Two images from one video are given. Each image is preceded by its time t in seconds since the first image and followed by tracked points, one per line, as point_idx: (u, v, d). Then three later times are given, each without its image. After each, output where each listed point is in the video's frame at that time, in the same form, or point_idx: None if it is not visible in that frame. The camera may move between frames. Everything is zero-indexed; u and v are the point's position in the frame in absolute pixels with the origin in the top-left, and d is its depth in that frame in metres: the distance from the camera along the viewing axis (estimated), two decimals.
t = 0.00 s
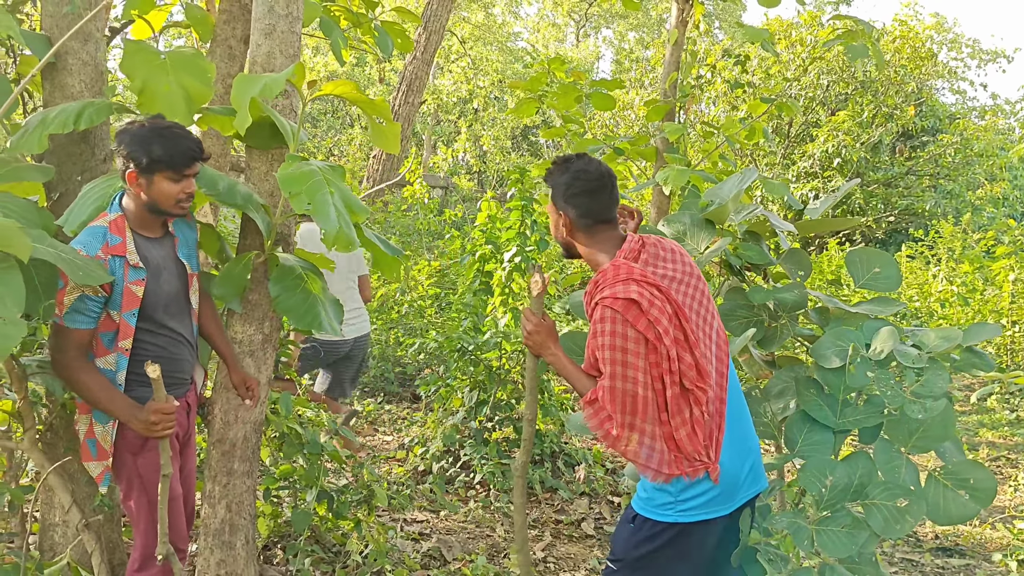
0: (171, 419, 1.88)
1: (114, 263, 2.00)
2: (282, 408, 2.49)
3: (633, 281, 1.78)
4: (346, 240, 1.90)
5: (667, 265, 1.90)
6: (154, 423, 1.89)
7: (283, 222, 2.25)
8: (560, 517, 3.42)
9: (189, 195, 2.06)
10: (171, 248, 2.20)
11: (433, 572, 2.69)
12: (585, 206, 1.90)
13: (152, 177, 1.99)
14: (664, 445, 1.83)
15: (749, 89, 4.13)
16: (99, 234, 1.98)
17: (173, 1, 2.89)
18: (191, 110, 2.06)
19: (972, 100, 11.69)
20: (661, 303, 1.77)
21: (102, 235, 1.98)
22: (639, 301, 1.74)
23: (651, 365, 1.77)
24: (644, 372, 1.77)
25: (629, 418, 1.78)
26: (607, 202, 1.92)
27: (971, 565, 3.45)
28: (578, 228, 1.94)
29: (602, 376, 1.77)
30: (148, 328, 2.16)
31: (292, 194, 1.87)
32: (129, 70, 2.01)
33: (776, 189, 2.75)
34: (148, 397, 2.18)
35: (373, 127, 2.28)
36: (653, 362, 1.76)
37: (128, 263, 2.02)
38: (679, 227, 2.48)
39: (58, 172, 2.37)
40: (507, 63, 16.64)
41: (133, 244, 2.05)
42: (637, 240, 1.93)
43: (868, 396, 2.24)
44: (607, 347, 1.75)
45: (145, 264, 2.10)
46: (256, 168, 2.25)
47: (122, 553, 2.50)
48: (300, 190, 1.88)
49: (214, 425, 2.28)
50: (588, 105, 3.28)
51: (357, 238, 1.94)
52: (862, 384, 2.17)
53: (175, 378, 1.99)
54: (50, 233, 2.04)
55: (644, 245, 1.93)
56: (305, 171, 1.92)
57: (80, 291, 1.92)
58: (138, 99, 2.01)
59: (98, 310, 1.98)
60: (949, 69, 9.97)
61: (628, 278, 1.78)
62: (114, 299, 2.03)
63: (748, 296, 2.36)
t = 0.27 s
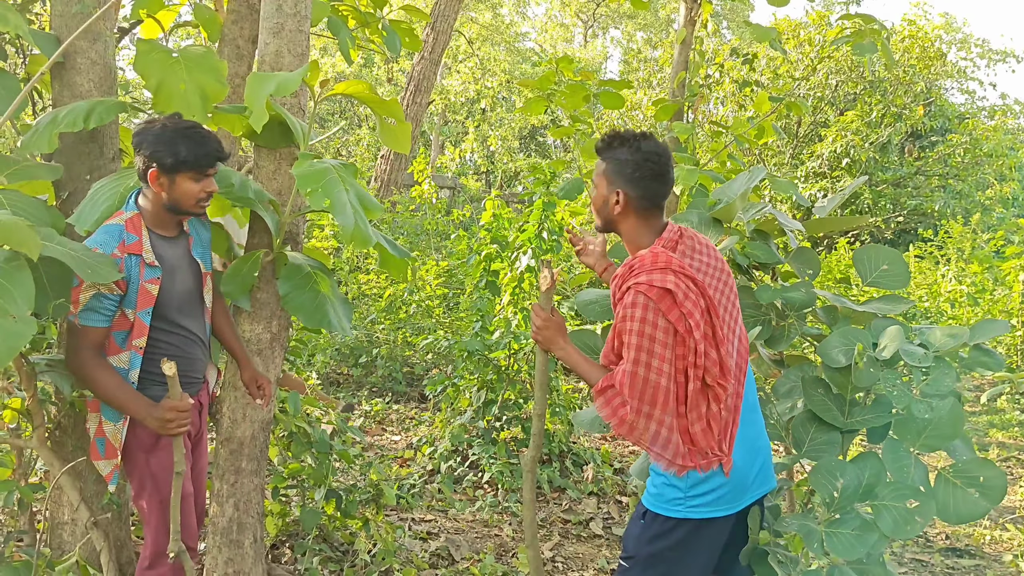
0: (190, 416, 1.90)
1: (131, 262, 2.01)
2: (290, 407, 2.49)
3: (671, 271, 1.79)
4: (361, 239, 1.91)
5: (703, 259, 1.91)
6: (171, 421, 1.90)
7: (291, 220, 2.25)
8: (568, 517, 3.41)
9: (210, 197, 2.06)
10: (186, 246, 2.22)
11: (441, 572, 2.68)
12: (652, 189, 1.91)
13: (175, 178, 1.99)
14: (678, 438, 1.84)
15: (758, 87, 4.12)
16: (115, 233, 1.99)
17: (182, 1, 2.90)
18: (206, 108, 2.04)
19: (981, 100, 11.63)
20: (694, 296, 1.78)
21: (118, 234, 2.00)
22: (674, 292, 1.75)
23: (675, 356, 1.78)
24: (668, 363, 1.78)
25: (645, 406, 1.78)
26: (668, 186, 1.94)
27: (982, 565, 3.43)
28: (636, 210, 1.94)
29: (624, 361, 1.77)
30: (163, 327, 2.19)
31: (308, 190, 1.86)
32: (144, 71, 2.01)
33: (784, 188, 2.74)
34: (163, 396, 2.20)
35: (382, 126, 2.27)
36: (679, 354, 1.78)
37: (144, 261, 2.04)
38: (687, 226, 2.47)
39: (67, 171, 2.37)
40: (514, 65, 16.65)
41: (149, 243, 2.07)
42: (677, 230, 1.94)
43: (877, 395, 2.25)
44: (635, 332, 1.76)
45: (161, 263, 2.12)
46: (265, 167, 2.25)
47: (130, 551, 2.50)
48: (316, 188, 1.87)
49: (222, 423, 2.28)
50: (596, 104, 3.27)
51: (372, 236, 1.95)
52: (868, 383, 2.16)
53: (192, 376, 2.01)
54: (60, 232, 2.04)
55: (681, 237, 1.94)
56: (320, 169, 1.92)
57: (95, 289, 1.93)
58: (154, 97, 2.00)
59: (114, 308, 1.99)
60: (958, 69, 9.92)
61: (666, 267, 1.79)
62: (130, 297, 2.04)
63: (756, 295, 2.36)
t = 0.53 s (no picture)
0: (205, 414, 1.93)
1: (143, 257, 2.02)
2: (295, 405, 2.49)
3: (728, 265, 1.81)
4: (372, 235, 1.95)
5: (748, 258, 1.94)
6: (184, 418, 1.91)
7: (296, 218, 2.25)
8: (573, 515, 3.41)
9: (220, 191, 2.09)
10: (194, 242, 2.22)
11: (446, 569, 2.68)
12: (715, 174, 1.96)
13: (187, 172, 2.01)
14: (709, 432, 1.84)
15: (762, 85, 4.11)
16: (127, 229, 1.99)
17: None
18: (208, 106, 2.03)
19: (986, 98, 11.59)
20: (747, 292, 1.81)
21: (130, 230, 2.00)
22: (731, 285, 1.78)
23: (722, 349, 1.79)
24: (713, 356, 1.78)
25: (684, 396, 1.77)
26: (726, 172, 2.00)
27: (987, 564, 3.42)
28: (697, 195, 1.97)
29: (671, 348, 1.74)
30: (174, 323, 2.17)
31: (316, 189, 1.86)
32: (145, 69, 2.00)
33: (789, 185, 2.73)
34: (175, 393, 2.19)
35: (386, 124, 2.28)
36: (726, 348, 1.79)
37: (156, 257, 2.04)
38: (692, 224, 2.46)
39: (72, 169, 2.38)
40: (518, 64, 16.64)
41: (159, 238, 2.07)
42: (726, 225, 1.98)
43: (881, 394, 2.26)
44: (687, 322, 1.74)
45: (172, 259, 2.12)
46: (269, 165, 2.25)
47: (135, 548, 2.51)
48: (324, 187, 1.87)
49: (227, 421, 2.29)
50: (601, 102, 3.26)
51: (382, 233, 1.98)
52: (872, 381, 2.13)
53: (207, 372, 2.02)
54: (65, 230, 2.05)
55: (730, 234, 1.97)
56: (326, 168, 1.92)
57: (108, 286, 1.94)
58: (155, 94, 2.00)
59: (126, 304, 2.00)
60: (963, 67, 9.89)
61: (723, 260, 1.81)
62: (142, 293, 2.04)
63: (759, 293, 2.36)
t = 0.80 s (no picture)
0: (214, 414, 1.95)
1: (150, 255, 2.00)
2: (298, 405, 2.49)
3: (764, 255, 1.83)
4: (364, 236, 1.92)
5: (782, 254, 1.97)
6: (195, 419, 1.95)
7: (299, 218, 2.26)
8: (576, 516, 3.41)
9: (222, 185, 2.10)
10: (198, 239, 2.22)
11: (449, 570, 2.68)
12: (750, 165, 1.97)
13: (192, 168, 2.01)
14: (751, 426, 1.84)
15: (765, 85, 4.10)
16: (133, 227, 1.98)
17: None
18: (211, 106, 2.06)
19: (990, 98, 11.56)
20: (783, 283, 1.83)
21: (137, 228, 1.99)
22: (767, 274, 1.80)
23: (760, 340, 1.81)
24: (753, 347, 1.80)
25: (722, 384, 1.78)
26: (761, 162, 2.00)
27: (992, 565, 3.41)
28: (731, 185, 1.97)
29: (709, 336, 1.76)
30: (184, 320, 2.16)
31: (312, 187, 1.86)
32: (149, 69, 2.02)
33: (792, 186, 2.73)
34: (188, 392, 2.18)
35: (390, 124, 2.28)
36: (765, 338, 1.80)
37: (163, 254, 2.03)
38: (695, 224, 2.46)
39: (77, 168, 2.38)
40: (521, 63, 16.64)
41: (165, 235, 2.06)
42: (761, 221, 2.00)
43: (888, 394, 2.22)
44: (725, 311, 1.77)
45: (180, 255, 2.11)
46: (273, 165, 2.26)
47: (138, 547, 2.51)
48: (319, 185, 1.87)
49: (231, 421, 2.30)
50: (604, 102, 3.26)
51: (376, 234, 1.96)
52: (877, 383, 2.14)
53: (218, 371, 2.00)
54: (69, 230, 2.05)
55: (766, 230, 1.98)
56: (325, 166, 1.92)
57: (117, 284, 1.93)
58: (161, 92, 2.02)
59: (135, 302, 1.99)
60: (968, 66, 9.86)
61: (757, 251, 1.84)
62: (151, 290, 2.03)
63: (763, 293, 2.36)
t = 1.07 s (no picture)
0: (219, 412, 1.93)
1: (152, 253, 2.01)
2: (300, 405, 2.48)
3: (740, 256, 1.80)
4: (361, 235, 1.87)
5: (771, 253, 1.92)
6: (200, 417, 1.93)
7: (302, 218, 2.26)
8: (578, 516, 3.41)
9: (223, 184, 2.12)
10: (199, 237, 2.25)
11: (451, 570, 2.68)
12: (738, 161, 1.92)
13: (194, 166, 2.04)
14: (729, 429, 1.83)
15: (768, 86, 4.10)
16: (134, 226, 2.00)
17: None
18: (214, 106, 2.07)
19: (993, 98, 11.55)
20: (760, 284, 1.79)
21: (137, 227, 2.01)
22: (741, 275, 1.77)
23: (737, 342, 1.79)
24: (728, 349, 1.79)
25: (698, 388, 1.79)
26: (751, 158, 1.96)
27: (994, 565, 3.41)
28: (720, 182, 1.93)
29: (683, 340, 1.77)
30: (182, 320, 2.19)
31: (312, 185, 1.87)
32: (152, 68, 2.02)
33: (795, 186, 2.72)
34: (190, 392, 2.21)
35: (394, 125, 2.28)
36: (740, 341, 1.78)
37: (165, 252, 2.04)
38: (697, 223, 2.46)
39: (79, 168, 2.39)
40: (523, 63, 16.65)
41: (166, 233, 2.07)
42: (751, 219, 1.95)
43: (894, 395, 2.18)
44: (696, 313, 1.76)
45: (180, 254, 2.14)
46: (276, 165, 2.26)
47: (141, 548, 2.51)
48: (319, 183, 1.88)
49: (232, 421, 2.27)
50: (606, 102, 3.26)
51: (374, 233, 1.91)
52: (884, 382, 2.11)
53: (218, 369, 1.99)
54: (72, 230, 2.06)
55: (754, 228, 1.94)
56: (326, 165, 1.93)
57: (118, 283, 1.95)
58: (163, 91, 2.02)
59: (137, 300, 2.00)
60: (970, 65, 9.85)
61: (734, 251, 1.81)
62: (152, 288, 2.04)
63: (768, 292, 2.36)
